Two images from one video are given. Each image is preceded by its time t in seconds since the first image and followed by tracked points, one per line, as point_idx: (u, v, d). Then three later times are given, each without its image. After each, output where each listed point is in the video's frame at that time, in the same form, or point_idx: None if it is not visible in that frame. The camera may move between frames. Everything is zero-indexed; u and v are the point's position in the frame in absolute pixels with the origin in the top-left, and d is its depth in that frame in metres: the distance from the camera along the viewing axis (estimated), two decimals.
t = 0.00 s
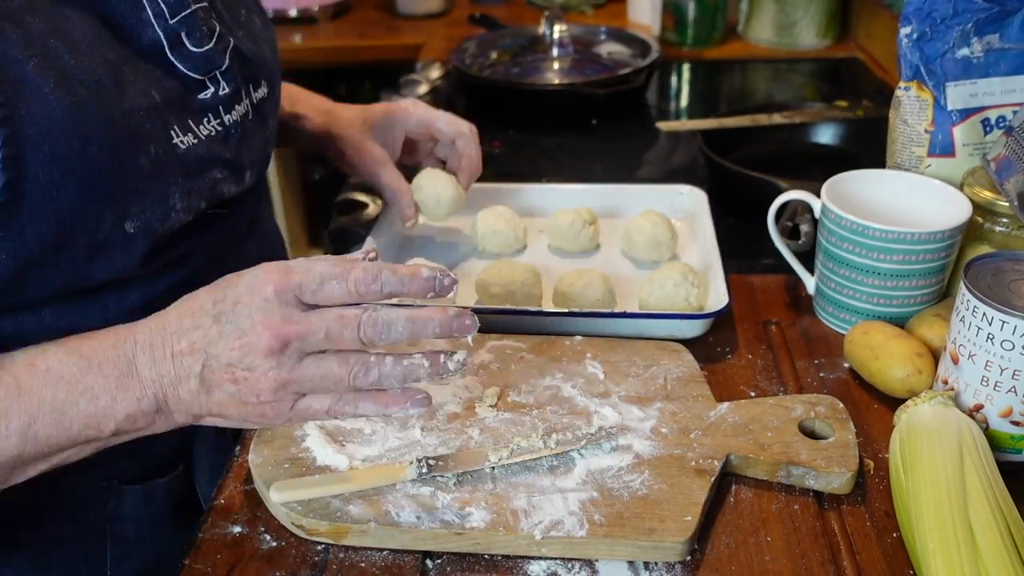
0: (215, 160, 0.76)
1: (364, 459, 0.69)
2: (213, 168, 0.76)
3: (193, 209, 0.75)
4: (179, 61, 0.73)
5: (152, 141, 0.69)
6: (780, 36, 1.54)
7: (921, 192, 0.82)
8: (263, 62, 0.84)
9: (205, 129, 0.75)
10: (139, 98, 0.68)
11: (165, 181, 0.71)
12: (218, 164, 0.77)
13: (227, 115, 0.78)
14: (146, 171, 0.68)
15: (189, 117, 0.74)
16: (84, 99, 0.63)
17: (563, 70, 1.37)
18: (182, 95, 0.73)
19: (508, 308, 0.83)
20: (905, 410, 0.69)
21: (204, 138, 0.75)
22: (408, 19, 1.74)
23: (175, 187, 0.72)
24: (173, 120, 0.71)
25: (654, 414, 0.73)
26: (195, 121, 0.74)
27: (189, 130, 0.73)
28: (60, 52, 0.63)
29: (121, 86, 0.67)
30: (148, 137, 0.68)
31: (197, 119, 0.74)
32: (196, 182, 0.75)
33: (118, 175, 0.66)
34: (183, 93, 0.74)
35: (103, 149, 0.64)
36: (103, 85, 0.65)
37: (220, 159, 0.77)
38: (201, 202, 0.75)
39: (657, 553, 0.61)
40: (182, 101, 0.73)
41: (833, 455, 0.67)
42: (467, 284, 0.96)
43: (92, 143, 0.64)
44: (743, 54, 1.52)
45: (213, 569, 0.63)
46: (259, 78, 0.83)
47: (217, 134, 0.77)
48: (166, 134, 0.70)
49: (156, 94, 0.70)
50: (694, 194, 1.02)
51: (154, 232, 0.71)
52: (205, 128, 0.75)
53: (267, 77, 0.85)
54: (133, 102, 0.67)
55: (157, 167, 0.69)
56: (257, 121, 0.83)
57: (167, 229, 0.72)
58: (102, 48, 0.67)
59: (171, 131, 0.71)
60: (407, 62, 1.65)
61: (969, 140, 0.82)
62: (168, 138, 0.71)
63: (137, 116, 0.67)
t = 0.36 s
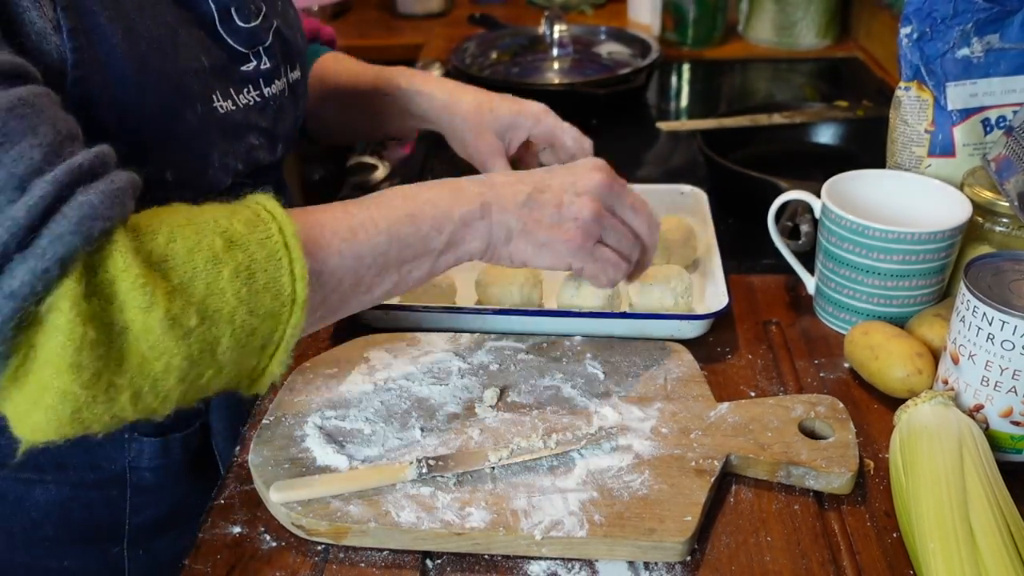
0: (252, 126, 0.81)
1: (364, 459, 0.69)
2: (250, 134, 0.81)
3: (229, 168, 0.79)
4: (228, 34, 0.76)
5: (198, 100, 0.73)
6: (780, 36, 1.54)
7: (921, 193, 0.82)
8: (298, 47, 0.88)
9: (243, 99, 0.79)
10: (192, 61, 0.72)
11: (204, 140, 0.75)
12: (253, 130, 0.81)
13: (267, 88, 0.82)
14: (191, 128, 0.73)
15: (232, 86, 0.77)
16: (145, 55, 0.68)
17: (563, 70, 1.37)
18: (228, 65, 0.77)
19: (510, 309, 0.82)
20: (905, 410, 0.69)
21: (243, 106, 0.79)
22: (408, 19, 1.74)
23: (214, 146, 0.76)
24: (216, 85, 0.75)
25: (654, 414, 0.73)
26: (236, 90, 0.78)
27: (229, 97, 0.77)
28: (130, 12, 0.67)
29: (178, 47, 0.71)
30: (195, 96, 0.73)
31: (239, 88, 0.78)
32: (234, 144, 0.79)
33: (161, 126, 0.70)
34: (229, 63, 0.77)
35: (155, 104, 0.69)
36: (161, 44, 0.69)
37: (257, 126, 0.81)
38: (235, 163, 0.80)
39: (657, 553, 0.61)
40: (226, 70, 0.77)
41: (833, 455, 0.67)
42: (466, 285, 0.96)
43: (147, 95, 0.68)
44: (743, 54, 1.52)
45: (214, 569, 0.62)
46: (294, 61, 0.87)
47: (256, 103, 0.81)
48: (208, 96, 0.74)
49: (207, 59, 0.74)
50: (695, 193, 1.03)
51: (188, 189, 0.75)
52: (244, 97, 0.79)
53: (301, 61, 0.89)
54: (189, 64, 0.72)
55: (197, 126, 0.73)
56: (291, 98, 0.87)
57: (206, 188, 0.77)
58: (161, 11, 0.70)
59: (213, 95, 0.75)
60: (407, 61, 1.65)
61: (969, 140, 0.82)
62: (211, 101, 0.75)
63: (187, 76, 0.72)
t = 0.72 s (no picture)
0: (243, 126, 0.81)
1: (364, 459, 0.69)
2: (240, 133, 0.81)
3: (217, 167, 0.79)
4: (221, 33, 0.77)
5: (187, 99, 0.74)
6: (780, 36, 1.54)
7: (921, 193, 0.82)
8: (294, 48, 0.88)
9: (235, 98, 0.80)
10: (182, 59, 0.73)
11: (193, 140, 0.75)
12: (245, 129, 0.81)
13: (259, 86, 0.82)
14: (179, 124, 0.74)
15: (222, 84, 0.78)
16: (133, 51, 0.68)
17: (563, 70, 1.37)
18: (218, 64, 0.77)
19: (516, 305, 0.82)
20: (905, 410, 0.69)
21: (233, 106, 0.79)
22: (408, 19, 1.74)
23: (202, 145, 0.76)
24: (205, 85, 0.76)
25: (654, 414, 0.73)
26: (227, 89, 0.78)
27: (219, 96, 0.78)
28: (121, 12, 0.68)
29: (168, 46, 0.72)
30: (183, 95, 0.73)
31: (229, 87, 0.78)
32: (222, 144, 0.79)
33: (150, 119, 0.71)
34: (219, 62, 0.77)
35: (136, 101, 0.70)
36: (149, 41, 0.70)
37: (248, 125, 0.82)
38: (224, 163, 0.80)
39: (657, 553, 0.61)
40: (217, 69, 0.77)
41: (833, 455, 0.67)
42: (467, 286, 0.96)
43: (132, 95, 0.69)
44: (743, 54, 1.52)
45: (214, 569, 0.62)
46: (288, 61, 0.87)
47: (248, 103, 0.81)
48: (196, 94, 0.75)
49: (197, 58, 0.74)
50: (694, 195, 1.02)
51: (179, 184, 0.75)
52: (236, 96, 0.79)
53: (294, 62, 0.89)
54: (177, 62, 0.72)
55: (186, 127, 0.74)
56: (286, 98, 0.87)
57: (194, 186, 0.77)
58: (154, 9, 0.71)
59: (202, 94, 0.76)
60: (407, 61, 1.65)
61: (969, 140, 0.82)
62: (199, 99, 0.75)
63: (176, 73, 0.72)
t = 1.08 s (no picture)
0: (254, 123, 0.81)
1: (364, 459, 0.69)
2: (252, 131, 0.81)
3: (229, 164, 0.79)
4: (232, 30, 0.77)
5: (200, 98, 0.74)
6: (780, 36, 1.54)
7: (921, 193, 0.82)
8: (301, 45, 0.88)
9: (247, 95, 0.80)
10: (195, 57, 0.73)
11: (207, 137, 0.75)
12: (255, 127, 0.81)
13: (270, 83, 0.82)
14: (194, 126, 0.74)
15: (234, 82, 0.78)
16: (149, 52, 0.68)
17: (563, 70, 1.37)
18: (230, 62, 0.77)
19: (513, 305, 0.82)
20: (905, 410, 0.69)
21: (245, 103, 0.80)
22: (408, 19, 1.74)
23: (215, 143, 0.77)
24: (218, 82, 0.76)
25: (654, 414, 0.73)
26: (239, 86, 0.79)
27: (231, 94, 0.78)
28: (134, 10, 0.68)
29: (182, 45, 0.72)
30: (198, 93, 0.73)
31: (241, 85, 0.79)
32: (233, 142, 0.79)
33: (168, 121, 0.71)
34: (231, 60, 0.77)
35: (156, 101, 0.70)
36: (164, 41, 0.70)
37: (259, 122, 0.82)
38: (238, 161, 0.80)
39: (657, 553, 0.61)
40: (228, 67, 0.77)
41: (833, 455, 0.67)
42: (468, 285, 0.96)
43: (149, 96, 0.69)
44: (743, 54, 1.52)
45: (214, 569, 0.62)
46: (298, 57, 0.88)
47: (259, 99, 0.81)
48: (210, 93, 0.75)
49: (209, 56, 0.75)
50: (694, 196, 1.02)
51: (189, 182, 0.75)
52: (247, 93, 0.80)
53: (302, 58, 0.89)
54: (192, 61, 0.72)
55: (201, 123, 0.74)
56: (294, 95, 0.87)
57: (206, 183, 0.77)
58: (166, 10, 0.71)
59: (215, 92, 0.76)
60: (407, 61, 1.65)
61: (969, 140, 0.82)
62: (212, 97, 0.76)
63: (191, 72, 0.72)
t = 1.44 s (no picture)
0: (249, 128, 0.81)
1: (364, 459, 0.69)
2: (246, 135, 0.81)
3: (225, 169, 0.79)
4: (224, 34, 0.77)
5: (191, 102, 0.74)
6: (780, 36, 1.53)
7: (921, 193, 0.82)
8: (294, 46, 0.88)
9: (242, 99, 0.80)
10: (185, 62, 0.73)
11: (200, 142, 0.75)
12: (250, 131, 0.81)
13: (263, 87, 0.82)
14: (184, 130, 0.74)
15: (229, 86, 0.78)
16: (135, 58, 0.69)
17: (563, 70, 1.37)
18: (223, 66, 0.78)
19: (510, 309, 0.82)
20: (905, 410, 0.69)
21: (242, 107, 0.80)
22: (408, 19, 1.74)
23: (209, 148, 0.76)
24: (212, 86, 0.76)
25: (654, 414, 0.73)
26: (234, 90, 0.79)
27: (227, 98, 0.78)
28: (117, 13, 0.68)
29: (171, 49, 0.72)
30: (189, 98, 0.73)
31: (236, 88, 0.79)
32: (230, 146, 0.79)
33: (161, 127, 0.71)
34: (225, 65, 0.78)
35: (148, 105, 0.70)
36: (152, 47, 0.70)
37: (254, 126, 0.82)
38: (231, 164, 0.79)
39: (657, 553, 0.61)
40: (222, 70, 0.77)
41: (833, 455, 0.67)
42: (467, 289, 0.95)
43: (140, 99, 0.69)
44: (743, 54, 1.52)
45: (214, 569, 0.62)
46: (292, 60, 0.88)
47: (253, 103, 0.81)
48: (205, 97, 0.75)
49: (201, 60, 0.75)
50: (695, 193, 1.03)
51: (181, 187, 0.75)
52: (243, 97, 0.80)
53: (297, 61, 0.89)
54: (181, 65, 0.73)
55: (193, 128, 0.74)
56: (289, 99, 0.87)
57: (198, 188, 0.77)
58: (155, 15, 0.72)
59: (210, 96, 0.76)
60: (407, 61, 1.65)
61: (969, 140, 0.82)
62: (207, 102, 0.75)
63: (182, 77, 0.72)
